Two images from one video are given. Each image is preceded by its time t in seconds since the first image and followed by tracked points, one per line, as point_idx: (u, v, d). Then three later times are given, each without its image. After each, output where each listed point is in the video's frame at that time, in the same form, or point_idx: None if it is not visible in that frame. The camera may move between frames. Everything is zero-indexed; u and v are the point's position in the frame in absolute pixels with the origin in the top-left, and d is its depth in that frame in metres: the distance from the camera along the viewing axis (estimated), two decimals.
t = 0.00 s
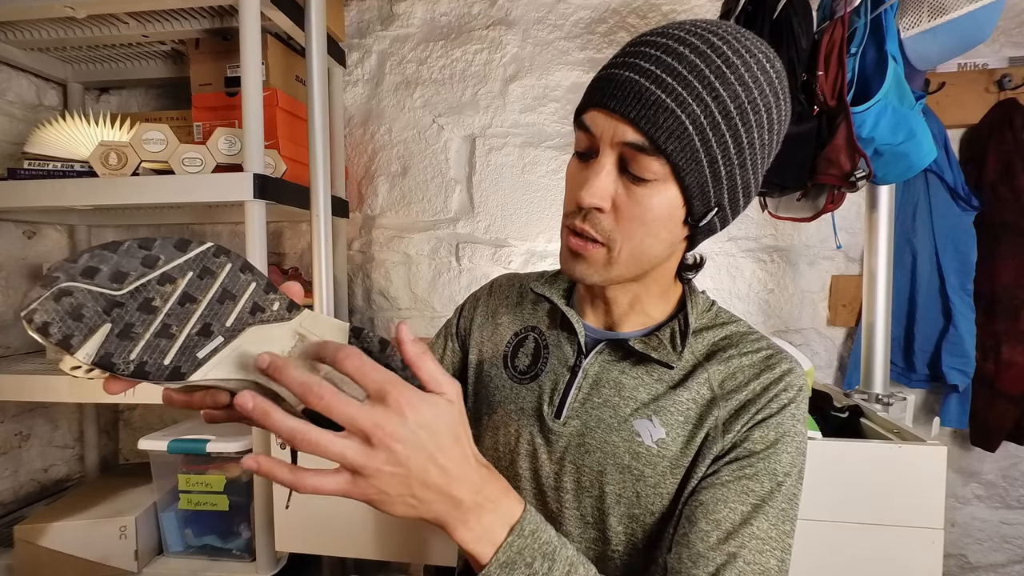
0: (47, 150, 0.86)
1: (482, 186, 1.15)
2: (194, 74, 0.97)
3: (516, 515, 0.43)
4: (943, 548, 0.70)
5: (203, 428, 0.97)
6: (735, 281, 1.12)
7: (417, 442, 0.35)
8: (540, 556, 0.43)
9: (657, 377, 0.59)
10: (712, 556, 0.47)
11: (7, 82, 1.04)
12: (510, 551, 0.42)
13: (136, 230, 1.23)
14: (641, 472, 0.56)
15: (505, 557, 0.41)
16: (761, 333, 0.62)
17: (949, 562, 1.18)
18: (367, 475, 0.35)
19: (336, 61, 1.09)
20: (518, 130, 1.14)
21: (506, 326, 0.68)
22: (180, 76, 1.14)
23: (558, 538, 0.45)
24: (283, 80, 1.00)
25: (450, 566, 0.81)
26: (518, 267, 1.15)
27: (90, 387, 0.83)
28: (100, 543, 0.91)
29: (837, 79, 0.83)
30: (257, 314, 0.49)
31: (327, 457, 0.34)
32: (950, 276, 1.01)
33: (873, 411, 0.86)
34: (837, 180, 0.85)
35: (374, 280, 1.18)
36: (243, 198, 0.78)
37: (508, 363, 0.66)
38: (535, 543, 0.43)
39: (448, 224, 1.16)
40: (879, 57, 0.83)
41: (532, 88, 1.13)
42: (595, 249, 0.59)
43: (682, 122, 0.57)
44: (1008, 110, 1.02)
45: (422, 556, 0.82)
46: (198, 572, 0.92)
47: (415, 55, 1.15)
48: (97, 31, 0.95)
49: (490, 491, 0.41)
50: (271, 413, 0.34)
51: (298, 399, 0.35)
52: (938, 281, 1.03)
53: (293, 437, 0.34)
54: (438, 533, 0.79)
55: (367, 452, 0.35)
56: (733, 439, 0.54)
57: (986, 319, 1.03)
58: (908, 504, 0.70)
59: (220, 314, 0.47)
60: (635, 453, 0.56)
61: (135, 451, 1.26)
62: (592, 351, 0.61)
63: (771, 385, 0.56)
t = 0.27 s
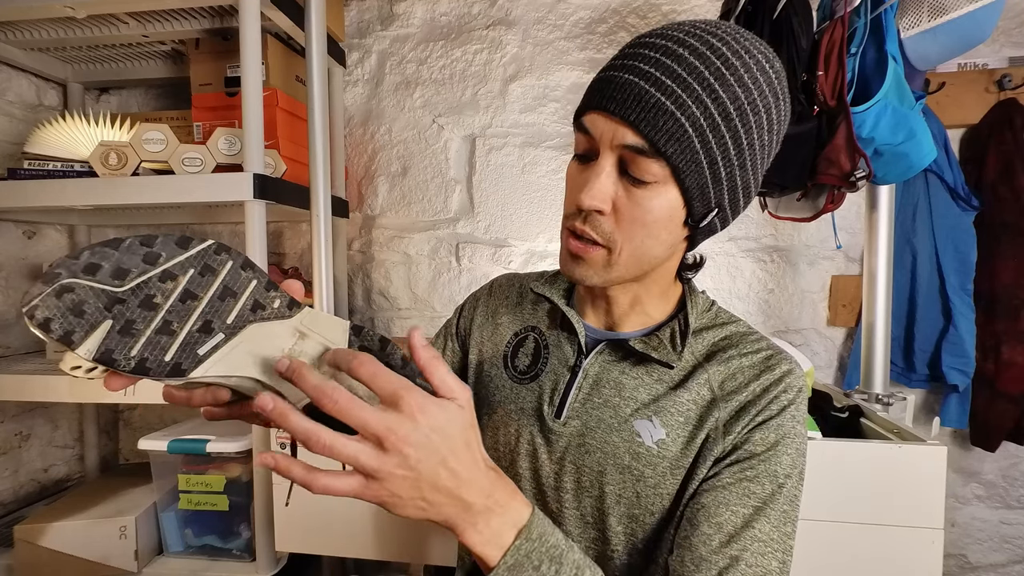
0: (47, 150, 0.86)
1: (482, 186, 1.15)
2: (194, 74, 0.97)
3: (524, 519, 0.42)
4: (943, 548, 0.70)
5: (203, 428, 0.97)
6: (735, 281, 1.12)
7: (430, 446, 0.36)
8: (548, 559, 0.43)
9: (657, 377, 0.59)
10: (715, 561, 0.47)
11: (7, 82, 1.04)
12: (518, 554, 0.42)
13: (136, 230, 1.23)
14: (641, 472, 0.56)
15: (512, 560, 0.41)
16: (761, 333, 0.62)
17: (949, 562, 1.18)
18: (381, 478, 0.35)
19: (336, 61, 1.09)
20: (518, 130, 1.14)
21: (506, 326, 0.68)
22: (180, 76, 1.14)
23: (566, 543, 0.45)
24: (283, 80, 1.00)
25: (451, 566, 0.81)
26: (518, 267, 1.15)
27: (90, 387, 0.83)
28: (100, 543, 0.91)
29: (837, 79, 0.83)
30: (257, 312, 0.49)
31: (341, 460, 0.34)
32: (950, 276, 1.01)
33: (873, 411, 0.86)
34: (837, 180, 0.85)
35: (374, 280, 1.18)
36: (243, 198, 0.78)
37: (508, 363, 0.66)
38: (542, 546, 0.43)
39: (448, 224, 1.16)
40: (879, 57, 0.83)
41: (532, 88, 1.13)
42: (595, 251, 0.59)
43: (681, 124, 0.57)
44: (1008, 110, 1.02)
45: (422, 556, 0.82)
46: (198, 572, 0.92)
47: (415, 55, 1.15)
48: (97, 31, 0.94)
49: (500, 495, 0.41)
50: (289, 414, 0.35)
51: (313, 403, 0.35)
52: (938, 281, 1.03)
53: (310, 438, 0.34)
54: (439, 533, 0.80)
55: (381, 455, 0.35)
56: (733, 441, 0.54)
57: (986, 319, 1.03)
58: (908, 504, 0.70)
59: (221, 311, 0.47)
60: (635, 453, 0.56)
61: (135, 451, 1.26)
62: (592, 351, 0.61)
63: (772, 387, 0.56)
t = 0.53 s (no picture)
0: (47, 150, 0.86)
1: (483, 186, 1.15)
2: (194, 74, 0.97)
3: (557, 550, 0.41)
4: (943, 548, 0.70)
5: (203, 428, 0.97)
6: (735, 281, 1.12)
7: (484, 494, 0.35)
8: None
9: (656, 379, 0.59)
10: None
11: (7, 82, 1.04)
12: None
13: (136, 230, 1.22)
14: (640, 476, 0.56)
15: None
16: (761, 337, 0.62)
17: (949, 562, 1.18)
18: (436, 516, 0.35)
19: (336, 61, 1.09)
20: (518, 130, 1.14)
21: (506, 326, 0.68)
22: (180, 76, 1.14)
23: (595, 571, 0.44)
24: (283, 80, 1.00)
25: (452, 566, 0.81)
26: (518, 267, 1.15)
27: (90, 387, 0.83)
28: (100, 543, 0.91)
29: (837, 79, 0.83)
30: (256, 306, 0.51)
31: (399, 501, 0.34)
32: (949, 276, 1.01)
33: (873, 411, 0.86)
34: (837, 180, 0.85)
35: (374, 280, 1.18)
36: (243, 198, 0.78)
37: (508, 363, 0.66)
38: None
39: (448, 224, 1.16)
40: (879, 57, 0.83)
41: (532, 88, 1.13)
42: (594, 250, 0.59)
43: (679, 123, 0.57)
44: (1008, 110, 1.02)
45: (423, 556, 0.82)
46: (198, 572, 0.92)
47: (415, 55, 1.15)
48: (97, 30, 0.94)
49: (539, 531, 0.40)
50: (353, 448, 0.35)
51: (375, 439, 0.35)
52: (937, 282, 1.03)
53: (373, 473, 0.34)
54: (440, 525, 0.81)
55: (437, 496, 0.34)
56: (738, 454, 0.54)
57: (986, 319, 1.03)
58: (909, 504, 0.70)
59: (220, 305, 0.49)
60: (633, 457, 0.56)
61: (135, 451, 1.25)
62: (591, 352, 0.61)
63: (774, 397, 0.55)
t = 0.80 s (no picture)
0: (47, 150, 0.86)
1: (483, 186, 1.15)
2: (194, 74, 0.97)
3: None
4: (943, 548, 0.70)
5: (203, 428, 0.97)
6: (735, 280, 1.12)
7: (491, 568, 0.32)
8: None
9: (657, 380, 0.59)
10: None
11: (7, 82, 1.04)
12: None
13: (136, 230, 1.23)
14: (643, 478, 0.56)
15: None
16: (764, 340, 0.62)
17: (949, 562, 1.18)
18: None
19: (336, 61, 1.09)
20: (518, 130, 1.14)
21: (506, 326, 0.68)
22: (180, 76, 1.14)
23: None
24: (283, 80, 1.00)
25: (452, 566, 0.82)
26: (518, 267, 1.15)
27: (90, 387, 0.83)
28: (100, 543, 0.91)
29: (837, 79, 0.83)
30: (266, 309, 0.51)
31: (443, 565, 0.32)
32: (949, 276, 1.01)
33: (873, 411, 0.86)
34: (837, 180, 0.85)
35: (374, 280, 1.18)
36: (243, 198, 0.78)
37: (509, 363, 0.66)
38: None
39: (448, 224, 1.16)
40: (879, 57, 0.83)
41: (532, 88, 1.13)
42: (593, 250, 0.59)
43: (674, 123, 0.57)
44: (1008, 110, 1.02)
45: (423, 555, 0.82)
46: (198, 572, 0.92)
47: (415, 55, 1.15)
48: (97, 31, 0.95)
49: None
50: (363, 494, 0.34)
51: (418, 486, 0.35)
52: (938, 282, 1.03)
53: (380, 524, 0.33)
54: (439, 526, 0.82)
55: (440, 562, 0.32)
56: (745, 461, 0.55)
57: (986, 320, 1.03)
58: (908, 504, 0.70)
59: (229, 310, 0.49)
60: (636, 458, 0.56)
61: (135, 451, 1.26)
62: (592, 353, 0.61)
63: (780, 403, 0.56)
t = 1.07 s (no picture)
0: (47, 150, 0.86)
1: (483, 186, 1.15)
2: (194, 74, 0.97)
3: None
4: (943, 548, 0.70)
5: (203, 428, 0.97)
6: (735, 281, 1.12)
7: None
8: None
9: (660, 380, 0.59)
10: None
11: (7, 82, 1.04)
12: None
13: (136, 229, 1.22)
14: (646, 478, 0.56)
15: None
16: (766, 338, 0.62)
17: (949, 562, 1.18)
18: None
19: (336, 61, 1.09)
20: (518, 130, 1.14)
21: (507, 327, 0.68)
22: (181, 76, 1.14)
23: None
24: (283, 80, 1.00)
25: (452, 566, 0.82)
26: (518, 267, 1.15)
27: (90, 387, 0.83)
28: (100, 543, 0.91)
29: (837, 79, 0.83)
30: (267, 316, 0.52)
31: None
32: (950, 276, 1.01)
33: (873, 411, 0.86)
34: (837, 180, 0.85)
35: (374, 280, 1.18)
36: (243, 198, 0.78)
37: (511, 364, 0.66)
38: None
39: (448, 224, 1.16)
40: (879, 57, 0.83)
41: (532, 88, 1.13)
42: (592, 248, 0.59)
43: (673, 119, 0.57)
44: (1007, 110, 1.02)
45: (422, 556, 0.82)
46: (198, 572, 0.92)
47: (415, 55, 1.15)
48: (97, 31, 0.95)
49: None
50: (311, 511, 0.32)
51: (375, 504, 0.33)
52: (938, 282, 1.03)
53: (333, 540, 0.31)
54: (439, 527, 0.82)
55: None
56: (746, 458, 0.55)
57: (986, 320, 1.03)
58: (908, 504, 0.70)
59: (232, 317, 0.50)
60: (639, 458, 0.56)
61: (136, 451, 1.26)
62: (594, 354, 0.61)
63: (781, 400, 0.56)
